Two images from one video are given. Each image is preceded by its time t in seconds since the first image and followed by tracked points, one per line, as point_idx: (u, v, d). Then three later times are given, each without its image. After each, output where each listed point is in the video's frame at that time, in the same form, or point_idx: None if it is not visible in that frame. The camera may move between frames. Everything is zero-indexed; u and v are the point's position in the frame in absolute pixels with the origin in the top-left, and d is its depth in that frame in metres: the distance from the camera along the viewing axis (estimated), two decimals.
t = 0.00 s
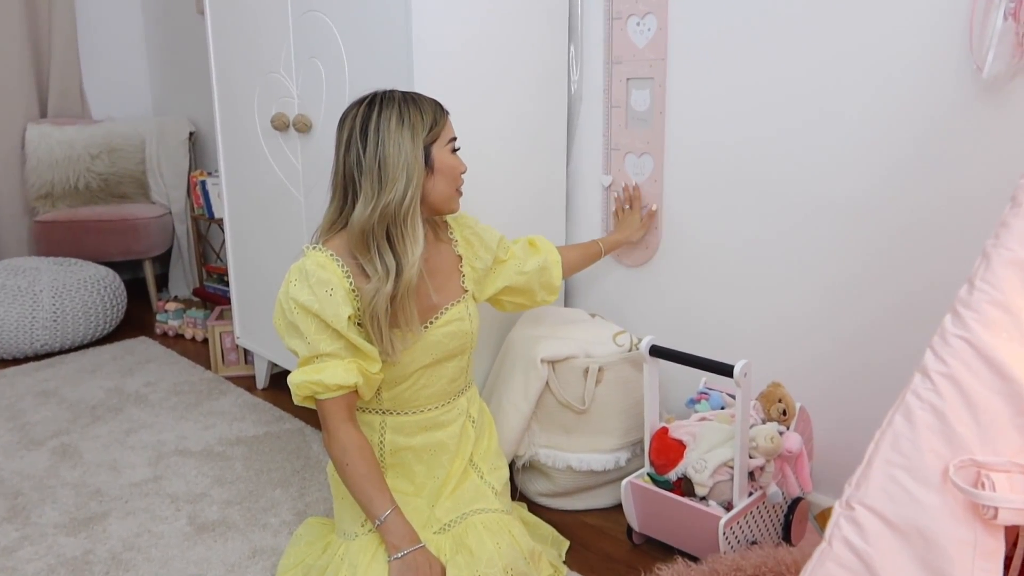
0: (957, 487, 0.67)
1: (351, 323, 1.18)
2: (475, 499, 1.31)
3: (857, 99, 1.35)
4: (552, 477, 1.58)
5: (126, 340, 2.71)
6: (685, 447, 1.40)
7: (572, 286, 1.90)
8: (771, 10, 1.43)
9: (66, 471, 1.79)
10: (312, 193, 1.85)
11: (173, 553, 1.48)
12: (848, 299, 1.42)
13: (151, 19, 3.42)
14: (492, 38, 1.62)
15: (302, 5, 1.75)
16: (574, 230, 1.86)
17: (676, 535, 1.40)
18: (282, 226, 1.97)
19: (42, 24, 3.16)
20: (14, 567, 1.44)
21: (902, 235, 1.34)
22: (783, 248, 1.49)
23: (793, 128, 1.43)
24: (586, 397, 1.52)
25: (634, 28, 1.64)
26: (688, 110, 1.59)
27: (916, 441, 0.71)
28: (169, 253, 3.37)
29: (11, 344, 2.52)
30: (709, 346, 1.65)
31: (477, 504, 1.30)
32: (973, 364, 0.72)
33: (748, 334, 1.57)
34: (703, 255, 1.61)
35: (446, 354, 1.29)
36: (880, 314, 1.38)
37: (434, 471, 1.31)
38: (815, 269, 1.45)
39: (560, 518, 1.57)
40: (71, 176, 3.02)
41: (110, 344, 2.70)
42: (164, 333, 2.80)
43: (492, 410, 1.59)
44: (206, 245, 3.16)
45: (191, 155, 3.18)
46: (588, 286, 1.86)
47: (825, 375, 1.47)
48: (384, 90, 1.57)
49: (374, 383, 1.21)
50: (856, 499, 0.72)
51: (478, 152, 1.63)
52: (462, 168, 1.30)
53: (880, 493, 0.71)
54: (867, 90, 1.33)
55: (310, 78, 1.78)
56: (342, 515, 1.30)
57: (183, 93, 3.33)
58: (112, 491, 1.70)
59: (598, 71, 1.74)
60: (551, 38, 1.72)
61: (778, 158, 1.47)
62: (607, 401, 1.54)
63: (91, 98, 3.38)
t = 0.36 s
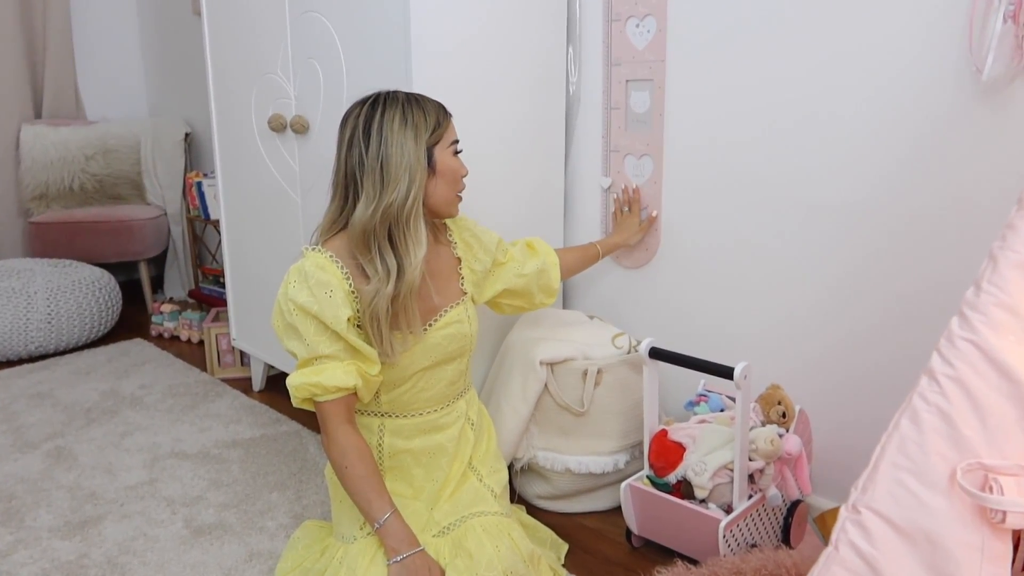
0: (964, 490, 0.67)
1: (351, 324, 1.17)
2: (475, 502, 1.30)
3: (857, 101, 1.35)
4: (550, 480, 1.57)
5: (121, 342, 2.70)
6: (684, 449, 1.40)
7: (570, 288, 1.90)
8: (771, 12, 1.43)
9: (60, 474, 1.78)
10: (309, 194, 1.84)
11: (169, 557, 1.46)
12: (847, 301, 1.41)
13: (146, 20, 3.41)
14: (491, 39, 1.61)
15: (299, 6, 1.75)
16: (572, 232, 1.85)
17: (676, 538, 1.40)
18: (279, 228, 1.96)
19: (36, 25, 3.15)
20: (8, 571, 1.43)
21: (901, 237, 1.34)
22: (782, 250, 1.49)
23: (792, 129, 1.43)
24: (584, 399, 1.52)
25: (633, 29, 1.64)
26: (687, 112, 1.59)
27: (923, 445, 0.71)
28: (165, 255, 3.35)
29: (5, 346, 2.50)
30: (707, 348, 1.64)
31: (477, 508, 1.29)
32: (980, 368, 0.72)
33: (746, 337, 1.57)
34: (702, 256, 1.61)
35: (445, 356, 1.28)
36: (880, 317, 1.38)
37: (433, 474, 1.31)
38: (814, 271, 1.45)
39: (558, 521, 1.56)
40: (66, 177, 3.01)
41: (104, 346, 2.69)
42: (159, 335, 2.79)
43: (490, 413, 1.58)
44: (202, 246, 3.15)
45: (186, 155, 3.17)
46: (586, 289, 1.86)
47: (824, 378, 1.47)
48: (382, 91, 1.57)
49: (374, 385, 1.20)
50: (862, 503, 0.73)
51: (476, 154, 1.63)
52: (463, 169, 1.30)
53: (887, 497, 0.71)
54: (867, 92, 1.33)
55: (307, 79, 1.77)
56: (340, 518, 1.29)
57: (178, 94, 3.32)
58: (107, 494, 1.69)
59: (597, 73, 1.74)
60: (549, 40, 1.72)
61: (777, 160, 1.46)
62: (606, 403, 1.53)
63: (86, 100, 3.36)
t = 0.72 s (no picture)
0: (970, 485, 0.68)
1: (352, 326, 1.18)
2: (477, 502, 1.30)
3: (857, 101, 1.35)
4: (552, 480, 1.57)
5: (120, 344, 2.69)
6: (686, 449, 1.40)
7: (570, 288, 1.90)
8: (770, 14, 1.43)
9: (61, 477, 1.78)
10: (310, 196, 1.84)
11: (171, 558, 1.46)
12: (847, 301, 1.42)
13: (145, 23, 3.41)
14: (492, 40, 1.62)
15: (300, 8, 1.75)
16: (572, 233, 1.85)
17: (678, 537, 1.40)
18: (279, 229, 1.97)
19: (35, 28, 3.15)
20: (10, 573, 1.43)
21: (901, 237, 1.34)
22: (782, 250, 1.49)
23: (794, 130, 1.44)
24: (586, 399, 1.52)
25: (634, 31, 1.64)
26: (688, 113, 1.59)
27: (929, 441, 0.72)
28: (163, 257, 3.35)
29: (4, 349, 2.49)
30: (708, 349, 1.65)
31: (479, 508, 1.29)
32: (986, 364, 0.73)
33: (747, 337, 1.57)
34: (703, 257, 1.61)
35: (447, 357, 1.28)
36: (880, 316, 1.38)
37: (435, 474, 1.31)
38: (814, 271, 1.45)
39: (561, 521, 1.56)
40: (65, 180, 3.01)
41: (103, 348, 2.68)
42: (159, 337, 2.79)
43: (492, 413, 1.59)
44: (201, 248, 3.15)
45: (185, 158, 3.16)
46: (586, 289, 1.86)
47: (824, 378, 1.47)
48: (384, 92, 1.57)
49: (376, 387, 1.20)
50: (869, 498, 0.73)
51: (477, 155, 1.63)
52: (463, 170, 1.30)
53: (893, 493, 0.72)
54: (867, 92, 1.34)
55: (308, 80, 1.77)
56: (343, 519, 1.29)
57: (177, 97, 3.32)
58: (108, 496, 1.69)
59: (598, 74, 1.74)
60: (550, 41, 1.72)
61: (777, 161, 1.47)
62: (607, 404, 1.53)
63: (84, 102, 3.36)
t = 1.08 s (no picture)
0: (968, 488, 0.68)
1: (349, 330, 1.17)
2: (476, 506, 1.30)
3: (853, 103, 1.35)
4: (551, 483, 1.57)
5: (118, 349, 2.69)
6: (685, 451, 1.40)
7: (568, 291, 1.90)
8: (767, 15, 1.43)
9: (59, 481, 1.77)
10: (307, 199, 1.84)
11: (169, 562, 1.46)
12: (844, 303, 1.42)
13: (142, 27, 3.41)
14: (489, 43, 1.61)
15: (297, 11, 1.75)
16: (570, 236, 1.85)
17: (678, 540, 1.39)
18: (277, 233, 1.96)
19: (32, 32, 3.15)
20: None
21: (898, 238, 1.34)
22: (779, 252, 1.49)
23: (791, 131, 1.44)
24: (585, 402, 1.52)
25: (630, 33, 1.64)
26: (685, 115, 1.59)
27: (927, 443, 0.72)
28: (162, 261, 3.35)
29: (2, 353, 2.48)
30: (706, 351, 1.64)
31: (477, 511, 1.29)
32: (983, 366, 0.73)
33: (745, 339, 1.57)
34: (700, 259, 1.61)
35: (446, 361, 1.28)
36: (878, 318, 1.38)
37: (434, 478, 1.30)
38: (813, 273, 1.45)
39: (560, 524, 1.56)
40: (63, 184, 3.01)
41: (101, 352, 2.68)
42: (157, 340, 2.79)
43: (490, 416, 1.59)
44: (199, 252, 3.14)
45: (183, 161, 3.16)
46: (584, 292, 1.86)
47: (822, 379, 1.47)
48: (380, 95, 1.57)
49: (373, 390, 1.20)
50: (866, 501, 0.73)
51: (474, 158, 1.63)
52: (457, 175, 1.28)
53: (890, 496, 0.72)
54: (864, 93, 1.34)
55: (305, 84, 1.77)
56: (341, 523, 1.29)
57: (174, 100, 3.32)
58: (106, 501, 1.68)
59: (595, 76, 1.74)
60: (546, 44, 1.72)
61: (774, 162, 1.47)
62: (606, 406, 1.53)
63: (82, 106, 3.36)
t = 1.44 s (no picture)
0: (961, 488, 0.68)
1: (344, 326, 1.18)
2: (471, 506, 1.30)
3: (849, 101, 1.35)
4: (546, 483, 1.57)
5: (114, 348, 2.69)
6: (680, 451, 1.39)
7: (564, 290, 1.89)
8: (762, 14, 1.43)
9: (53, 481, 1.77)
10: (302, 199, 1.83)
11: (163, 563, 1.46)
12: (840, 303, 1.42)
13: (138, 26, 3.40)
14: (484, 42, 1.61)
15: (292, 9, 1.74)
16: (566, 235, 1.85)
17: (673, 540, 1.39)
18: (272, 232, 1.96)
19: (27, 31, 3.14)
20: None
21: (893, 237, 1.34)
22: (775, 251, 1.49)
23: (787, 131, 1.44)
24: (580, 401, 1.52)
25: (627, 32, 1.64)
26: (681, 114, 1.59)
27: (919, 443, 0.72)
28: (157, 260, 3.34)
29: None
30: (702, 351, 1.64)
31: (472, 511, 1.29)
32: (976, 365, 0.73)
33: (741, 339, 1.57)
34: (696, 258, 1.61)
35: (441, 361, 1.28)
36: (875, 318, 1.38)
37: (428, 477, 1.30)
38: (808, 272, 1.45)
39: (555, 524, 1.56)
40: (58, 183, 3.00)
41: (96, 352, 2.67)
42: (152, 340, 2.78)
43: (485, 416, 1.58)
44: (195, 252, 3.14)
45: (179, 161, 3.16)
46: (581, 291, 1.86)
47: (818, 379, 1.47)
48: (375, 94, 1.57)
49: (369, 386, 1.20)
50: (859, 501, 0.73)
51: (470, 156, 1.63)
52: (415, 186, 1.19)
53: (883, 495, 0.72)
54: (859, 93, 1.34)
55: (300, 83, 1.77)
56: (336, 523, 1.29)
57: (170, 99, 3.31)
58: (100, 501, 1.68)
59: (590, 75, 1.74)
60: (543, 42, 1.72)
61: (769, 162, 1.47)
62: (600, 406, 1.53)
63: (78, 105, 3.35)
